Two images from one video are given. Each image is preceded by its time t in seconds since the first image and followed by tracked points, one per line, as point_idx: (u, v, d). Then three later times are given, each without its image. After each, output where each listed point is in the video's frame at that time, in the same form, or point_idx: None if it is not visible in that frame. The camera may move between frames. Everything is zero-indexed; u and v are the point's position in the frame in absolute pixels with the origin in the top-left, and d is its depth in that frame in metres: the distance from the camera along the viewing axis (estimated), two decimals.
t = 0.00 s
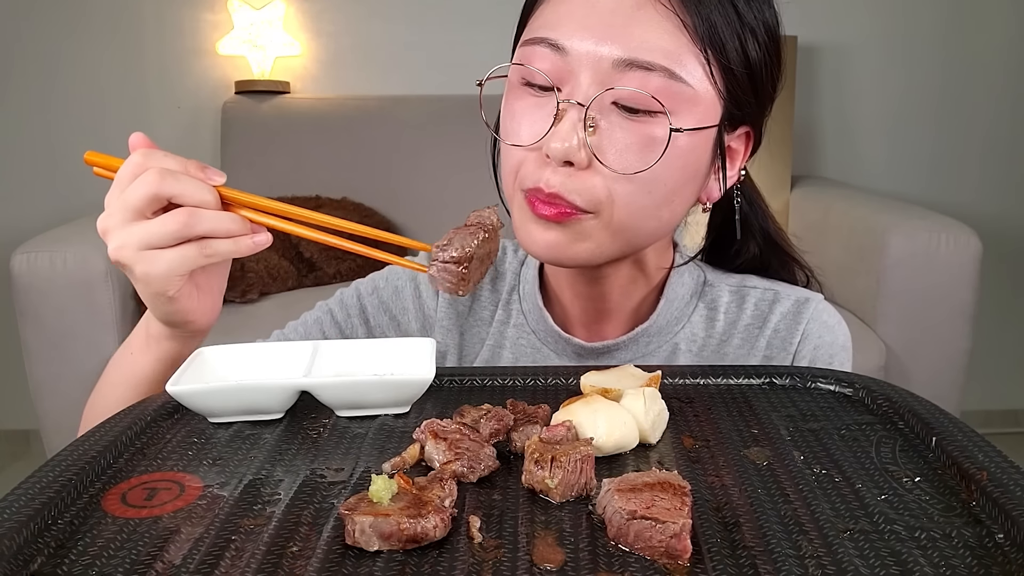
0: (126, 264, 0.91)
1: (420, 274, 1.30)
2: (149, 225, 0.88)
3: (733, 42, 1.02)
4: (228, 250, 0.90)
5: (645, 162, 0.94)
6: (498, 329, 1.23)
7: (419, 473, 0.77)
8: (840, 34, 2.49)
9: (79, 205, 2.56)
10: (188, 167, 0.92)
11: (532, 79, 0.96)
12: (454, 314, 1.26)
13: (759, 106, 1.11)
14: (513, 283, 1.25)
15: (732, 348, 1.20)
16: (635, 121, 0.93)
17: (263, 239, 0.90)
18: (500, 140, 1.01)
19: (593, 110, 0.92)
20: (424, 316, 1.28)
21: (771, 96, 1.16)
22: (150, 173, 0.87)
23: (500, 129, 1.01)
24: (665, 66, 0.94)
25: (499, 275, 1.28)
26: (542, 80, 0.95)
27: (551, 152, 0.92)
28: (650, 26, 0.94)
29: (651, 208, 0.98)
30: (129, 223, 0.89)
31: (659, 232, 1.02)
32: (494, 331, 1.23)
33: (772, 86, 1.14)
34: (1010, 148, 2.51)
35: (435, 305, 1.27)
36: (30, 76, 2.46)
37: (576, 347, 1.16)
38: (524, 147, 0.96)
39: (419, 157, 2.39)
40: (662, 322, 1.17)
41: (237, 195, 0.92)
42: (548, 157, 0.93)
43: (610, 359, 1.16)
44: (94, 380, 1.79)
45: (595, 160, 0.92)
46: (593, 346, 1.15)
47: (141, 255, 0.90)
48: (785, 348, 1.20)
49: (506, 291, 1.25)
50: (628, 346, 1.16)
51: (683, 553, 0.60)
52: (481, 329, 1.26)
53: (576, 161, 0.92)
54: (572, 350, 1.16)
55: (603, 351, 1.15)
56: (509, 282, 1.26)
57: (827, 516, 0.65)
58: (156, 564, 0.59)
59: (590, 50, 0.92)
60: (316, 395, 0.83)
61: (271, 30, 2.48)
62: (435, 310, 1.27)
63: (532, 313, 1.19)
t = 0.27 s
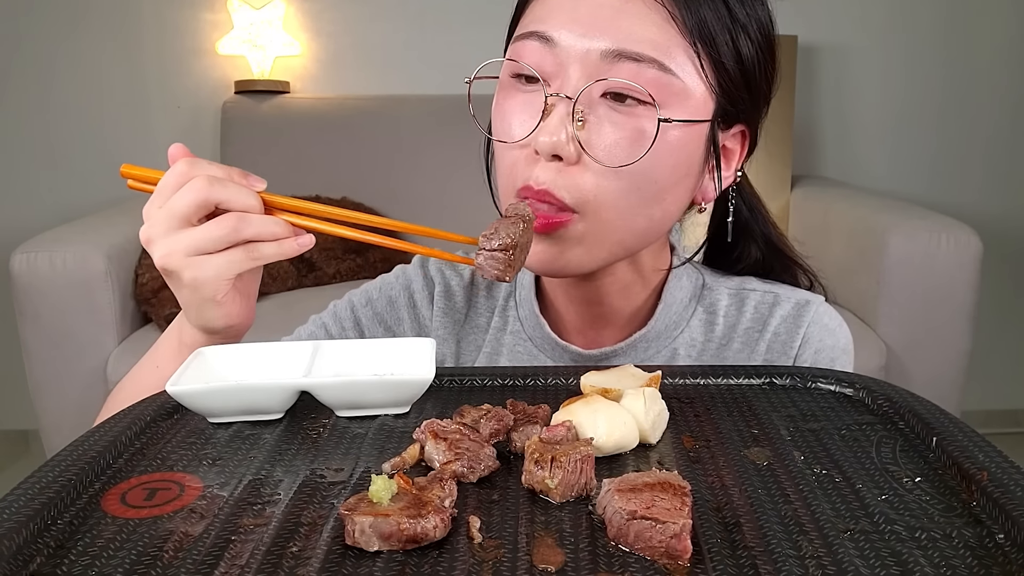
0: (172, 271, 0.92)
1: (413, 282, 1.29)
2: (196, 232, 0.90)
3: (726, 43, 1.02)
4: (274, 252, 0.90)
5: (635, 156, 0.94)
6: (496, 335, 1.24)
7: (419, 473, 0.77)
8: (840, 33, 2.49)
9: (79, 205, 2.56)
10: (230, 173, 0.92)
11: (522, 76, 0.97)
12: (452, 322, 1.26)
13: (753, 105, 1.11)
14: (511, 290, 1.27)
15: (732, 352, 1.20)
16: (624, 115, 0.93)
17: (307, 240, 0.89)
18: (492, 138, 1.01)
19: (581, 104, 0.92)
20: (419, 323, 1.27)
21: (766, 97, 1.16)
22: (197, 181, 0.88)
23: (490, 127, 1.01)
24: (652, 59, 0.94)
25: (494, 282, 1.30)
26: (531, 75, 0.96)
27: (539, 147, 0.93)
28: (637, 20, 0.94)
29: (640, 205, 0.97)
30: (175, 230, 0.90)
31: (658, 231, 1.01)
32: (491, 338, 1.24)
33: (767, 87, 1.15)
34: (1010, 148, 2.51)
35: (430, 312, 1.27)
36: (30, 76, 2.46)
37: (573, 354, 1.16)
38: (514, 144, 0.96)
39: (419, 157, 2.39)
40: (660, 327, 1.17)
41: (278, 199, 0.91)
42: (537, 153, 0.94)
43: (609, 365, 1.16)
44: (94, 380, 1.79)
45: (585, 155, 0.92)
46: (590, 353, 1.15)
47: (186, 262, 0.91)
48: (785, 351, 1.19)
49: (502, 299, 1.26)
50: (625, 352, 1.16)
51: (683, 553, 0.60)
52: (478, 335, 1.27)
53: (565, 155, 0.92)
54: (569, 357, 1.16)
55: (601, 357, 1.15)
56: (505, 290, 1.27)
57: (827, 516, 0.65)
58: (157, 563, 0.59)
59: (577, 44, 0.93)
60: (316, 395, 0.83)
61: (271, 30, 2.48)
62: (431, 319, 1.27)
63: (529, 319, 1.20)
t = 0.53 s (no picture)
0: (198, 265, 0.94)
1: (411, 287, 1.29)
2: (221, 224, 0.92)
3: (723, 47, 1.02)
4: (297, 240, 0.92)
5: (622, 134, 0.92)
6: (495, 338, 1.23)
7: (419, 473, 0.77)
8: (841, 32, 2.49)
9: (78, 205, 2.56)
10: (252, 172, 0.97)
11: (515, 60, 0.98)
12: (451, 326, 1.26)
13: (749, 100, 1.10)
14: (510, 291, 1.27)
15: (733, 353, 1.20)
16: (612, 93, 0.93)
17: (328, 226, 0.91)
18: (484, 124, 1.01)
19: (567, 81, 0.92)
20: (417, 326, 1.27)
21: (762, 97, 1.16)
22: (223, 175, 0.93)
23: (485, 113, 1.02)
24: (641, 41, 0.94)
25: (493, 283, 1.30)
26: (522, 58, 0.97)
27: (527, 125, 0.93)
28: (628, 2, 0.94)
29: (630, 188, 0.95)
30: (199, 225, 0.93)
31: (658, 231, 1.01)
32: (490, 340, 1.23)
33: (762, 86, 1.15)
34: (1011, 148, 2.51)
35: (428, 316, 1.27)
36: (29, 76, 2.46)
37: (572, 357, 1.16)
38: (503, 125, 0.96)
39: (419, 157, 2.39)
40: (659, 328, 1.17)
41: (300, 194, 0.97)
42: (525, 131, 0.94)
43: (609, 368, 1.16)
44: (94, 380, 1.79)
45: (572, 132, 0.92)
46: (590, 356, 1.15)
47: (212, 254, 0.93)
48: (787, 353, 1.19)
49: (501, 301, 1.27)
50: (625, 355, 1.16)
51: (683, 553, 0.60)
52: (477, 338, 1.26)
53: (552, 132, 0.91)
54: (568, 359, 1.16)
55: (601, 360, 1.15)
56: (504, 291, 1.28)
57: (827, 516, 0.65)
58: (158, 563, 0.59)
59: (567, 24, 0.94)
60: (316, 396, 0.83)
61: (271, 30, 2.48)
62: (430, 323, 1.27)
63: (528, 321, 1.20)
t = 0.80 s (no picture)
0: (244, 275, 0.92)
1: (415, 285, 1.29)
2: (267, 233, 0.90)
3: (688, 44, 0.99)
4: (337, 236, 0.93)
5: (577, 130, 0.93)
6: (498, 335, 1.24)
7: (420, 473, 0.77)
8: (841, 32, 2.49)
9: (79, 205, 2.56)
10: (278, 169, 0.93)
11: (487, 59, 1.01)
12: (455, 324, 1.26)
13: (728, 93, 1.06)
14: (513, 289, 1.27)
15: (733, 353, 1.20)
16: (564, 87, 0.93)
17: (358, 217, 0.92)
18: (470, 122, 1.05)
19: (523, 80, 0.94)
20: (422, 325, 1.27)
21: (750, 92, 1.12)
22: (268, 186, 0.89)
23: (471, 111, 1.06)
24: (593, 34, 0.94)
25: (497, 281, 1.30)
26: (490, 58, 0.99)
27: (489, 125, 0.96)
28: None
29: (589, 181, 0.94)
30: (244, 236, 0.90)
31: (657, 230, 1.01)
32: (494, 338, 1.24)
33: (746, 81, 1.10)
34: (1012, 147, 2.51)
35: (433, 314, 1.27)
36: (29, 76, 2.46)
37: (573, 355, 1.16)
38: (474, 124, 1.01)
39: (419, 156, 2.39)
40: (660, 326, 1.17)
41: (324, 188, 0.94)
42: (490, 131, 0.97)
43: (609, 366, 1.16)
44: (94, 380, 1.79)
45: (529, 129, 0.94)
46: (589, 354, 1.15)
47: (259, 263, 0.91)
48: (787, 352, 1.19)
49: (504, 298, 1.27)
50: (625, 353, 1.16)
51: (684, 553, 0.60)
52: (481, 336, 1.26)
53: (511, 131, 0.94)
54: (569, 358, 1.17)
55: (601, 357, 1.15)
56: (507, 288, 1.28)
57: (828, 516, 0.65)
58: (158, 562, 0.59)
59: (525, 25, 0.95)
60: (316, 395, 0.83)
61: (271, 29, 2.48)
62: (434, 321, 1.27)
63: (529, 319, 1.20)
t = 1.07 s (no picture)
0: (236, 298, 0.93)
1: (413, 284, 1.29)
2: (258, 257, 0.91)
3: (663, 33, 1.00)
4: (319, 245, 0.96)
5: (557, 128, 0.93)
6: (496, 333, 1.24)
7: (420, 474, 0.77)
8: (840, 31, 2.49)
9: (79, 204, 2.56)
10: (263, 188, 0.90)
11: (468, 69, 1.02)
12: (452, 322, 1.27)
13: (708, 80, 1.06)
14: (510, 288, 1.26)
15: (733, 352, 1.20)
16: (538, 85, 0.94)
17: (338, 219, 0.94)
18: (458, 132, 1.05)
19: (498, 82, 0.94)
20: (419, 324, 1.27)
21: (734, 78, 1.12)
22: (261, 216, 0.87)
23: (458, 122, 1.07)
24: (563, 29, 0.94)
25: (493, 279, 1.30)
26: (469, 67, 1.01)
27: (468, 129, 0.96)
28: None
29: (567, 174, 0.94)
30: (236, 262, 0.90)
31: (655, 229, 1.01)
32: (491, 336, 1.24)
33: (728, 68, 1.10)
34: (1012, 147, 2.51)
35: (430, 312, 1.27)
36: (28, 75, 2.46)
37: (572, 353, 1.16)
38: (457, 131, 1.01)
39: (419, 156, 2.38)
40: (660, 324, 1.16)
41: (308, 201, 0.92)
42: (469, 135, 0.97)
43: (608, 363, 1.16)
44: (94, 380, 1.79)
45: (505, 129, 0.94)
46: (589, 352, 1.15)
47: (248, 286, 0.93)
48: (787, 352, 1.19)
49: (502, 296, 1.26)
50: (625, 351, 1.16)
51: (684, 555, 0.60)
52: (478, 334, 1.26)
53: (487, 133, 0.94)
54: (568, 355, 1.16)
55: (600, 355, 1.15)
56: (505, 286, 1.27)
57: (828, 517, 0.65)
58: (157, 562, 0.59)
59: (498, 29, 0.96)
60: (316, 395, 0.83)
61: (270, 29, 2.48)
62: (432, 319, 1.27)
63: (529, 317, 1.19)
